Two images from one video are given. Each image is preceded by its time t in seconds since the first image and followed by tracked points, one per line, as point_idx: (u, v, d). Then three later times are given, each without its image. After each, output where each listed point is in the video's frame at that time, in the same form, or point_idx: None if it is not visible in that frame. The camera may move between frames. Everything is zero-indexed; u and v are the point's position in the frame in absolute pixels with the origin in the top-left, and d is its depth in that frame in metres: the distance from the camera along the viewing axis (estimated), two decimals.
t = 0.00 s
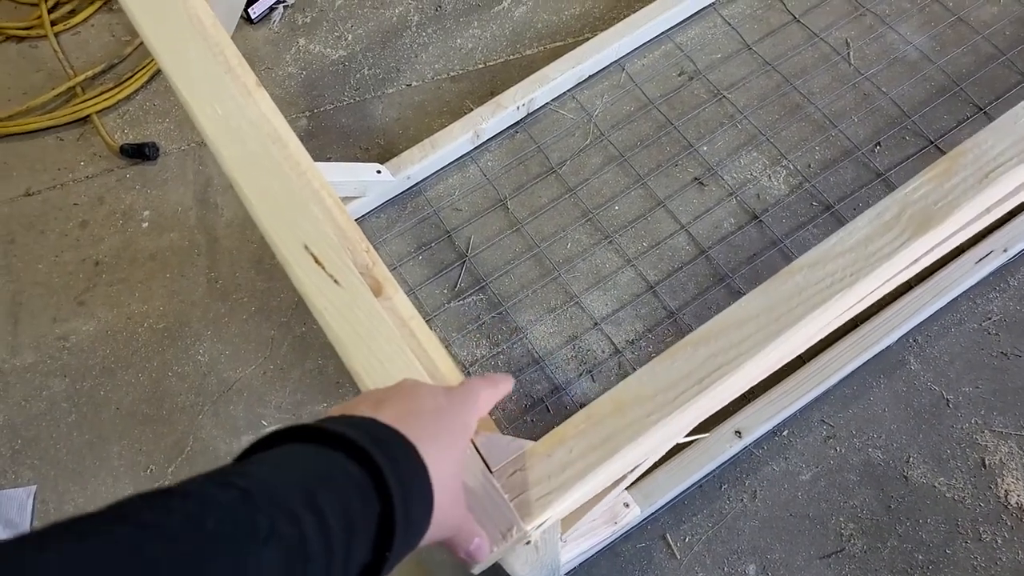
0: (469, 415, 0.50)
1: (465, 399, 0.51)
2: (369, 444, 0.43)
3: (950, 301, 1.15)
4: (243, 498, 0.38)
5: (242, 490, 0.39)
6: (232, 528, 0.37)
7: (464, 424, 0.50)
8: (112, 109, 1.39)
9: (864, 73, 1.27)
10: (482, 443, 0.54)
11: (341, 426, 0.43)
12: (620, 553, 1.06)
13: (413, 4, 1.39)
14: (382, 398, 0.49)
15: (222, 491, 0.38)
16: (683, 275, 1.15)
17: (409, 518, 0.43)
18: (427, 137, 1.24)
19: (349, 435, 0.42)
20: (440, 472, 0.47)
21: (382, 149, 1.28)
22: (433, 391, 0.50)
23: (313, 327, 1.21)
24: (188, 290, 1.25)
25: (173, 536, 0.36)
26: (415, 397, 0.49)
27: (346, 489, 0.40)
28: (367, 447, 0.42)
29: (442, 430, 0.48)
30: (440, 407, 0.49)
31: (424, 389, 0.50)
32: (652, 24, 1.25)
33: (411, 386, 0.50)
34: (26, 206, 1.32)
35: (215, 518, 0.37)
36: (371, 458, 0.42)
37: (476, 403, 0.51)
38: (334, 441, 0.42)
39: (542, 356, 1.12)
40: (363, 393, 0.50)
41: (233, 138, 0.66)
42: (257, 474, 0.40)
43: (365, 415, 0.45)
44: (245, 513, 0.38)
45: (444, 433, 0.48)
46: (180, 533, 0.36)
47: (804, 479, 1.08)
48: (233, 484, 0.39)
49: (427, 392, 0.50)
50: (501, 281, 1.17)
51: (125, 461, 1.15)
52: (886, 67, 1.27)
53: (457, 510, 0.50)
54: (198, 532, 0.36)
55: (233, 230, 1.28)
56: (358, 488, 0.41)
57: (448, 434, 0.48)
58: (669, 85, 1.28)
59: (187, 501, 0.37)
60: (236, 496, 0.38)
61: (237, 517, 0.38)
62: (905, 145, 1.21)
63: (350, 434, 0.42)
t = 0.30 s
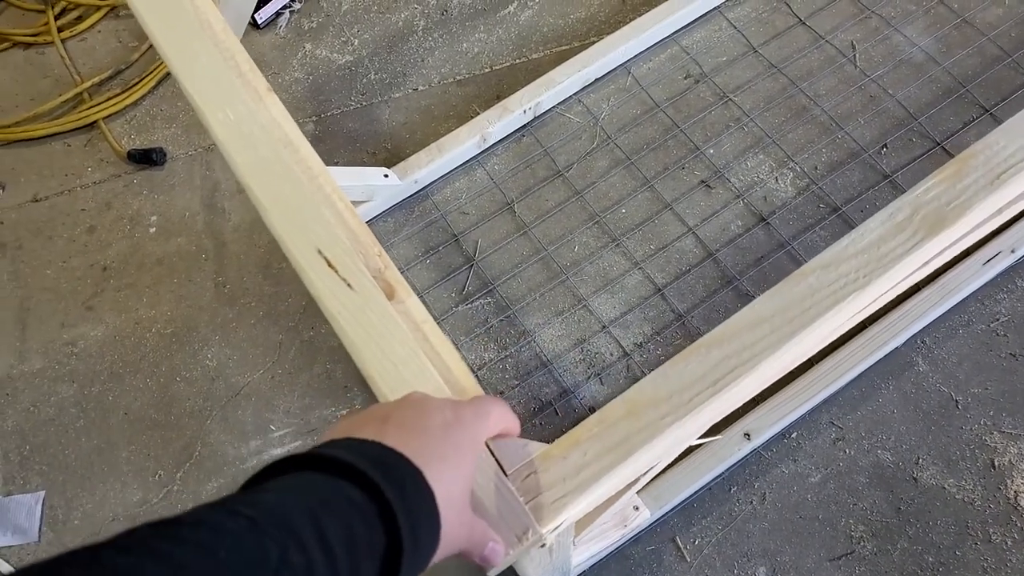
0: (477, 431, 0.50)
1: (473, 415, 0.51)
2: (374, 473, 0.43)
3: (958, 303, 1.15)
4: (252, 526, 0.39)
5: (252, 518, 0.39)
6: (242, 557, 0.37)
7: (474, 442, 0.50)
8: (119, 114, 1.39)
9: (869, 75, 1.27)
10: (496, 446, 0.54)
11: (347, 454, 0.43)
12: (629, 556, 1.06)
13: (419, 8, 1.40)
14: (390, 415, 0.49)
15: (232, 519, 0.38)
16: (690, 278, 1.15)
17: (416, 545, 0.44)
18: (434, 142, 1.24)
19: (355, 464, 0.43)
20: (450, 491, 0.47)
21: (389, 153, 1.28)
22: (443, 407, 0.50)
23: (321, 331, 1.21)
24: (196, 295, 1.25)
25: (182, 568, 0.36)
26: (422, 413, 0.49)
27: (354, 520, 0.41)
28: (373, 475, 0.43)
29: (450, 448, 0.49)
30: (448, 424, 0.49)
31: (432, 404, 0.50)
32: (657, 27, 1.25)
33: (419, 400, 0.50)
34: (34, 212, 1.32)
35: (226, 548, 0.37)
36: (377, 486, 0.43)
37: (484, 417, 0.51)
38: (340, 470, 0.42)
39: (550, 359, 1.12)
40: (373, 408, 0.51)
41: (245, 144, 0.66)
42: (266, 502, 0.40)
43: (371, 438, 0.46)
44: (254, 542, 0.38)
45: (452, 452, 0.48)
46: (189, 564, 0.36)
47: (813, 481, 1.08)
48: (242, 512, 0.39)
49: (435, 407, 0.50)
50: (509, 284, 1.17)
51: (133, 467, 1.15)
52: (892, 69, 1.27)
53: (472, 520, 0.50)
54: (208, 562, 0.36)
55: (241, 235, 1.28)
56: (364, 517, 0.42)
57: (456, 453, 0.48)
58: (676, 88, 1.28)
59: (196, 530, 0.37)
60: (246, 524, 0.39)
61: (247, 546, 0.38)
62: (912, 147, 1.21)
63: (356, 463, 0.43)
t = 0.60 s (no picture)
0: (480, 444, 0.50)
1: (477, 428, 0.51)
2: (379, 492, 0.43)
3: (960, 304, 1.15)
4: (260, 546, 0.40)
5: (260, 539, 0.40)
6: None
7: (477, 456, 0.50)
8: (124, 122, 1.40)
9: (870, 78, 1.28)
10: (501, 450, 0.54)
11: (351, 474, 0.44)
12: (634, 559, 1.06)
13: (421, 15, 1.41)
14: (394, 431, 0.50)
15: (240, 541, 0.40)
16: (693, 281, 1.15)
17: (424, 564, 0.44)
18: (436, 147, 1.25)
19: (362, 483, 0.43)
20: (456, 506, 0.47)
21: (392, 159, 1.29)
22: (447, 420, 0.50)
23: (325, 336, 1.21)
24: (200, 301, 1.25)
25: None
26: (427, 429, 0.49)
27: (362, 539, 0.42)
28: (377, 494, 0.43)
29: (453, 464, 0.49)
30: (452, 440, 0.49)
31: (435, 417, 0.50)
32: (658, 31, 1.26)
33: (423, 414, 0.50)
34: (39, 220, 1.33)
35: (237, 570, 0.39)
36: (382, 506, 0.43)
37: (488, 428, 0.51)
38: (345, 490, 0.43)
39: (554, 363, 1.12)
40: (377, 423, 0.51)
41: (251, 150, 0.66)
42: (274, 523, 0.41)
43: (376, 457, 0.46)
44: (264, 563, 0.40)
45: (456, 467, 0.48)
46: None
47: (818, 483, 1.08)
48: (250, 534, 0.40)
49: (439, 421, 0.50)
50: (512, 288, 1.17)
51: (139, 473, 1.15)
52: (892, 71, 1.28)
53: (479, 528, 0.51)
54: None
55: (245, 241, 1.29)
56: (370, 537, 0.42)
57: (459, 469, 0.49)
58: (677, 92, 1.29)
59: (206, 551, 0.39)
60: (254, 545, 0.40)
61: (256, 565, 0.39)
62: (913, 149, 1.22)
63: (361, 483, 0.43)
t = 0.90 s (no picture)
0: (480, 453, 0.50)
1: (478, 436, 0.51)
2: (379, 505, 0.44)
3: (960, 305, 1.15)
4: (265, 561, 0.40)
5: (264, 553, 0.40)
6: None
7: (477, 466, 0.50)
8: (125, 127, 1.40)
9: (869, 80, 1.28)
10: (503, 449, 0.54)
11: (352, 486, 0.44)
12: (636, 561, 1.06)
13: (421, 19, 1.41)
14: (396, 440, 0.50)
15: (244, 555, 0.39)
16: (694, 283, 1.16)
17: None
18: (437, 151, 1.25)
19: (362, 497, 0.43)
20: (457, 516, 0.48)
21: (393, 162, 1.29)
22: (449, 428, 0.51)
23: (327, 339, 1.21)
24: (202, 304, 1.26)
25: None
26: (429, 437, 0.50)
27: (364, 552, 0.42)
28: (377, 507, 0.43)
29: (454, 473, 0.49)
30: (454, 449, 0.50)
31: (436, 426, 0.51)
32: (658, 35, 1.26)
33: (427, 421, 0.51)
34: (41, 224, 1.34)
35: None
36: (383, 519, 0.43)
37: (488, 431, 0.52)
38: (344, 503, 0.43)
39: (555, 365, 1.12)
40: (379, 430, 0.51)
41: (253, 153, 0.67)
42: (277, 536, 0.41)
43: (377, 468, 0.46)
44: None
45: (456, 477, 0.49)
46: None
47: (819, 485, 1.08)
48: (253, 548, 0.40)
49: (441, 429, 0.51)
50: (513, 290, 1.17)
51: (141, 476, 1.15)
52: (891, 74, 1.28)
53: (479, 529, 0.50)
54: None
55: (246, 245, 1.29)
56: (371, 549, 0.42)
57: (460, 479, 0.49)
58: (677, 95, 1.29)
59: (211, 564, 0.39)
60: (258, 559, 0.40)
61: None
62: (913, 151, 1.22)
63: (361, 496, 0.44)
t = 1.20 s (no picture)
0: (488, 442, 0.51)
1: (485, 425, 0.52)
2: (394, 477, 0.44)
3: (962, 306, 1.15)
4: (276, 531, 0.40)
5: (276, 523, 0.40)
6: (266, 561, 0.39)
7: (485, 453, 0.50)
8: (127, 133, 1.41)
9: (869, 82, 1.28)
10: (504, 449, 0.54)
11: (367, 459, 0.44)
12: (638, 563, 1.06)
13: (421, 23, 1.42)
14: (404, 427, 0.50)
15: (257, 525, 0.40)
16: (694, 285, 1.16)
17: (436, 552, 0.44)
18: (438, 154, 1.25)
19: (378, 469, 0.44)
20: (464, 501, 0.48)
21: (394, 166, 1.29)
22: (455, 418, 0.51)
23: (328, 343, 1.22)
24: (203, 309, 1.26)
25: (210, 570, 0.38)
26: (437, 425, 0.50)
27: (378, 524, 0.42)
28: (392, 479, 0.44)
29: (463, 458, 0.49)
30: (461, 436, 0.50)
31: (444, 417, 0.51)
32: (657, 38, 1.26)
33: (433, 413, 0.51)
34: (44, 229, 1.34)
35: (250, 554, 0.39)
36: (397, 491, 0.44)
37: (496, 427, 0.52)
38: (360, 475, 0.43)
39: (556, 367, 1.12)
40: (385, 424, 0.51)
41: (254, 157, 0.67)
42: (290, 508, 0.41)
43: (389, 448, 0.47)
44: (279, 548, 0.40)
45: (466, 461, 0.49)
46: (216, 567, 0.38)
47: (821, 486, 1.08)
48: (266, 517, 0.40)
49: (449, 418, 0.51)
50: (514, 293, 1.18)
51: (143, 480, 1.15)
52: (891, 75, 1.28)
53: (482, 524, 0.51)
54: (234, 566, 0.38)
55: (247, 249, 1.30)
56: (385, 521, 0.42)
57: (469, 463, 0.49)
58: (676, 98, 1.29)
59: (222, 533, 0.39)
60: (270, 528, 0.40)
61: (270, 551, 0.39)
62: (913, 152, 1.22)
63: (377, 468, 0.44)
